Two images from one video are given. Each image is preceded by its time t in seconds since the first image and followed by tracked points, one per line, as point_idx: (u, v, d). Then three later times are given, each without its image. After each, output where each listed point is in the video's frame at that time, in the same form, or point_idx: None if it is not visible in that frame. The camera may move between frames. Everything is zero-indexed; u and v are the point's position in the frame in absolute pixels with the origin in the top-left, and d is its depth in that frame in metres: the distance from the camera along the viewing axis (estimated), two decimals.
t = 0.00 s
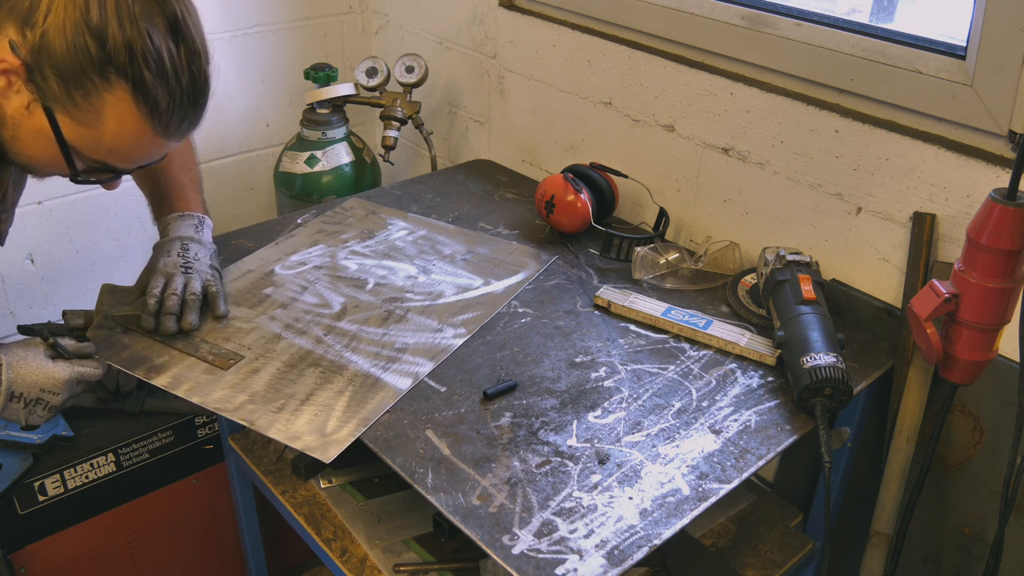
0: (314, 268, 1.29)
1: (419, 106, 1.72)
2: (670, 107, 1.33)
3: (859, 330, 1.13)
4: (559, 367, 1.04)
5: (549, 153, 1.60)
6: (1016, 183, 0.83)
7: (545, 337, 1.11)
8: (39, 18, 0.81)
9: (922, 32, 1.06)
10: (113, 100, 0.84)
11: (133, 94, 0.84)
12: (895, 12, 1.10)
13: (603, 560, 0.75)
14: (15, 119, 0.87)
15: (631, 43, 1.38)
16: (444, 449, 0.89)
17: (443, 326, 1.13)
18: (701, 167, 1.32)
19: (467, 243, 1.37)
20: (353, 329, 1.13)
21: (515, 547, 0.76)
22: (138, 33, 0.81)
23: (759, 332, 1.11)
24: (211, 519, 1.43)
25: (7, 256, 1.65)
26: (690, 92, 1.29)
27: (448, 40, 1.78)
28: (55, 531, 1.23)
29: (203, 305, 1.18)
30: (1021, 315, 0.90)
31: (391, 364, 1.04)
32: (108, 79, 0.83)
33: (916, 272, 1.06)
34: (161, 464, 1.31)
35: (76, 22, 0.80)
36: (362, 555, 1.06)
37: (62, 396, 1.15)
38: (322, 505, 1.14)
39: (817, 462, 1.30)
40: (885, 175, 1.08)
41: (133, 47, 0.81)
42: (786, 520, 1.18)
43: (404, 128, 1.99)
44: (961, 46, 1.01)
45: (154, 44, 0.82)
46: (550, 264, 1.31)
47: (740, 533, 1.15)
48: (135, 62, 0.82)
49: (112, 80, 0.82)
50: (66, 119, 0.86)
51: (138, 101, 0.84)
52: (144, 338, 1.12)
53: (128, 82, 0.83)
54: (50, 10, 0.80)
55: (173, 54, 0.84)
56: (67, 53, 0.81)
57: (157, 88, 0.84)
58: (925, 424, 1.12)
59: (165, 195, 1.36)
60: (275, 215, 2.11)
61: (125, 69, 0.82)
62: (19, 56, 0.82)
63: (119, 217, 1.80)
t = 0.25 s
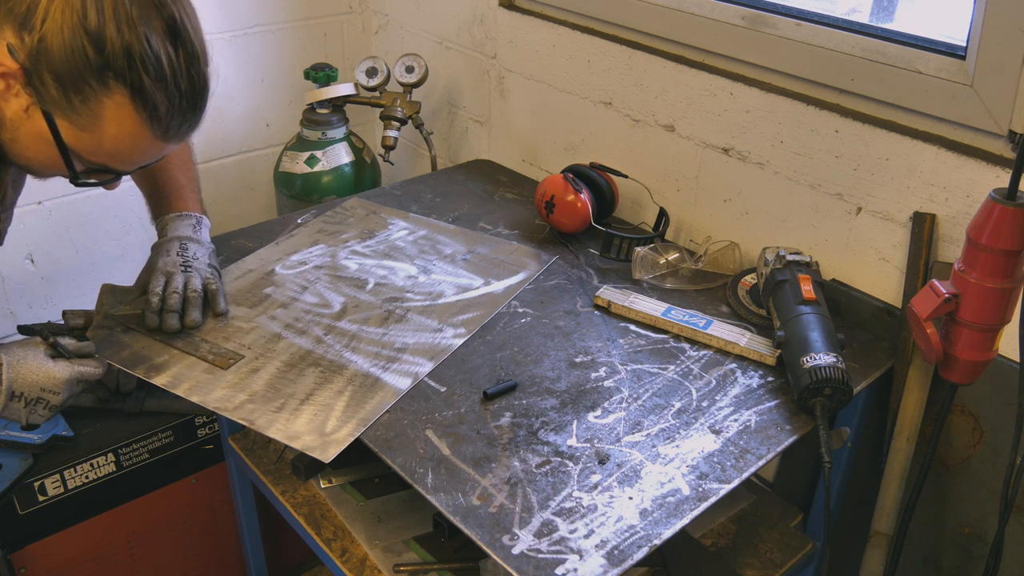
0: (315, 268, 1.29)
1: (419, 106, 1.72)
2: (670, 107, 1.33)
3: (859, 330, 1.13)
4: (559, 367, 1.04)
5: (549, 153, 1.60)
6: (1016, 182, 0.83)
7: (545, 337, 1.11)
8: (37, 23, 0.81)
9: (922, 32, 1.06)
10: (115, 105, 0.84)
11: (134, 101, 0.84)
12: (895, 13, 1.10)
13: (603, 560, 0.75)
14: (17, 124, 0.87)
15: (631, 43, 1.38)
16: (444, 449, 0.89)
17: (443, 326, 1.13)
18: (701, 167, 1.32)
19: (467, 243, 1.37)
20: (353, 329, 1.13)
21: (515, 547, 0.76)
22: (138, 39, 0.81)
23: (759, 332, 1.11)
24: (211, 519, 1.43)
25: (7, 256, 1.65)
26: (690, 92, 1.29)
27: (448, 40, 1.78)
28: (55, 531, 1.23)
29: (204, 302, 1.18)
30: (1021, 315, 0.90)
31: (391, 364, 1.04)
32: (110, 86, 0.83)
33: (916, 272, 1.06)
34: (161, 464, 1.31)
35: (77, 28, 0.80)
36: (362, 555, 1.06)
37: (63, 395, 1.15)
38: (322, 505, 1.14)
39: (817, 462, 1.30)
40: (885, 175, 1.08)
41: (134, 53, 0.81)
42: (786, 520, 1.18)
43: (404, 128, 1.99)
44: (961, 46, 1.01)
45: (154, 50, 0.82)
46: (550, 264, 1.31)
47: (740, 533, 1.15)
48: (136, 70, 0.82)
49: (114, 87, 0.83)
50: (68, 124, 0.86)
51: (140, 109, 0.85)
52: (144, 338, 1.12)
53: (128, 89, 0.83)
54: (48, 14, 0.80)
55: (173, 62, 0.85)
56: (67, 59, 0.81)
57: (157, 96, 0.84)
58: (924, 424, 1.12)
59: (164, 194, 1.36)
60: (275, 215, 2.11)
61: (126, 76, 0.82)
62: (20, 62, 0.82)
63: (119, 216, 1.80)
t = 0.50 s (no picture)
0: (315, 268, 1.29)
1: (419, 106, 1.72)
2: (670, 107, 1.33)
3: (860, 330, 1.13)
4: (559, 367, 1.04)
5: (549, 153, 1.60)
6: (1016, 182, 0.83)
7: (545, 337, 1.11)
8: None
9: (922, 32, 1.06)
10: (94, 84, 0.71)
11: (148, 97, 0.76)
12: (895, 12, 1.10)
13: (603, 560, 0.75)
14: None
15: (631, 43, 1.38)
16: (444, 449, 0.89)
17: (444, 326, 1.13)
18: (701, 167, 1.32)
19: (467, 243, 1.37)
20: (354, 329, 1.13)
21: (515, 547, 0.76)
22: (193, 31, 0.72)
23: (760, 332, 1.11)
24: (211, 520, 1.43)
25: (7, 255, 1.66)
26: (690, 92, 1.29)
27: (448, 40, 1.77)
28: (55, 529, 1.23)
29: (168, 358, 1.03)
30: (1021, 315, 0.90)
31: (393, 364, 1.04)
32: (75, 51, 0.69)
33: (916, 272, 1.06)
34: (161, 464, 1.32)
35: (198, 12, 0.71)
36: (363, 555, 1.06)
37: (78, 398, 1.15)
38: (322, 505, 1.13)
39: (818, 463, 1.30)
40: (885, 175, 1.08)
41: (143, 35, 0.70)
42: (786, 520, 1.18)
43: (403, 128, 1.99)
44: (961, 46, 1.01)
45: (189, 52, 0.74)
46: (550, 264, 1.31)
47: (740, 533, 1.15)
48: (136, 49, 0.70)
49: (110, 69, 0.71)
50: (11, 87, 0.70)
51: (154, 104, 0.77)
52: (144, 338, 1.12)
53: (134, 77, 0.73)
54: None
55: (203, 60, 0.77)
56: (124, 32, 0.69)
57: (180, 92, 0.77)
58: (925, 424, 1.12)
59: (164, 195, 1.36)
60: (275, 215, 2.11)
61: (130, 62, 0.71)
62: (61, 12, 0.67)
63: (120, 216, 1.81)
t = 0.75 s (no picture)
0: (315, 268, 1.29)
1: (420, 106, 1.72)
2: (670, 107, 1.33)
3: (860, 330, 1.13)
4: (559, 368, 1.04)
5: (549, 153, 1.60)
6: (1016, 182, 0.83)
7: (545, 337, 1.11)
8: (260, 16, 0.68)
9: (922, 32, 1.06)
10: (198, 108, 0.74)
11: (242, 124, 0.79)
12: (895, 12, 1.10)
13: (603, 560, 0.75)
14: (31, 53, 0.70)
15: (631, 43, 1.38)
16: (444, 449, 0.89)
17: (444, 326, 1.13)
18: (701, 167, 1.32)
19: (468, 243, 1.37)
20: (354, 329, 1.13)
21: (515, 547, 0.76)
22: (299, 78, 0.74)
23: (760, 332, 1.11)
24: (211, 520, 1.43)
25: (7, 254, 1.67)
26: (690, 91, 1.29)
27: (448, 40, 1.78)
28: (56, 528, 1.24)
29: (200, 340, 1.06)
30: (1021, 315, 0.90)
31: (393, 364, 1.04)
32: (187, 77, 0.71)
33: (916, 272, 1.06)
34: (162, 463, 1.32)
35: (296, 59, 0.72)
36: (362, 555, 1.06)
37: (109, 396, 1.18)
38: (322, 505, 1.13)
39: (818, 462, 1.30)
40: (885, 174, 1.08)
41: (249, 76, 0.72)
42: (786, 520, 1.18)
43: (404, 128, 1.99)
44: (961, 46, 1.01)
45: (289, 97, 0.77)
46: (550, 264, 1.31)
47: (740, 533, 1.15)
48: (240, 87, 0.73)
49: (214, 98, 0.73)
50: (126, 99, 0.74)
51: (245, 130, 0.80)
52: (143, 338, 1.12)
53: (234, 109, 0.75)
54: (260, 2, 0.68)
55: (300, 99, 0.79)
56: (233, 68, 0.71)
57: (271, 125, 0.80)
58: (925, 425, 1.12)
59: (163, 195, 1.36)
60: (275, 215, 2.11)
61: (232, 95, 0.73)
62: (182, 44, 0.70)
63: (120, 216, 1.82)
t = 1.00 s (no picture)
0: (315, 268, 1.29)
1: (420, 106, 1.72)
2: (670, 107, 1.33)
3: (860, 330, 1.13)
4: (559, 368, 1.04)
5: (549, 153, 1.60)
6: (1016, 182, 0.83)
7: (545, 337, 1.11)
8: (288, 36, 0.74)
9: (922, 32, 1.06)
10: (223, 114, 0.80)
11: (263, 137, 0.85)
12: (895, 13, 1.10)
13: (603, 560, 0.75)
14: (78, 50, 0.76)
15: (631, 43, 1.38)
16: (444, 449, 0.89)
17: (444, 326, 1.13)
18: (701, 167, 1.32)
19: (468, 243, 1.37)
20: (354, 329, 1.13)
21: (515, 547, 0.76)
22: (319, 99, 0.79)
23: (760, 332, 1.11)
24: (211, 520, 1.43)
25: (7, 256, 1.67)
26: (690, 91, 1.29)
27: (448, 40, 1.78)
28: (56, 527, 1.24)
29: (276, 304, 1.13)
30: (1022, 315, 0.90)
31: (393, 364, 1.05)
32: (214, 85, 0.77)
33: (916, 272, 1.06)
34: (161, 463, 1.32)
35: (317, 79, 0.77)
36: (362, 555, 1.07)
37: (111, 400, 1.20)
38: (322, 505, 1.13)
39: (818, 463, 1.30)
40: (885, 174, 1.08)
41: (273, 90, 0.78)
42: (786, 520, 1.18)
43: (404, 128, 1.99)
44: (961, 46, 1.01)
45: (309, 115, 0.82)
46: (550, 264, 1.31)
47: (740, 533, 1.15)
48: (262, 99, 0.78)
49: (237, 107, 0.79)
50: (159, 101, 0.80)
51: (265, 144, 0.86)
52: (143, 339, 1.12)
53: (257, 120, 0.81)
54: (287, 22, 0.73)
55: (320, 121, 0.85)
56: (258, 82, 0.77)
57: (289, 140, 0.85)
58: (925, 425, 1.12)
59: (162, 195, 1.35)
60: (275, 215, 2.11)
61: (254, 107, 0.79)
62: (213, 54, 0.75)
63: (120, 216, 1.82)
